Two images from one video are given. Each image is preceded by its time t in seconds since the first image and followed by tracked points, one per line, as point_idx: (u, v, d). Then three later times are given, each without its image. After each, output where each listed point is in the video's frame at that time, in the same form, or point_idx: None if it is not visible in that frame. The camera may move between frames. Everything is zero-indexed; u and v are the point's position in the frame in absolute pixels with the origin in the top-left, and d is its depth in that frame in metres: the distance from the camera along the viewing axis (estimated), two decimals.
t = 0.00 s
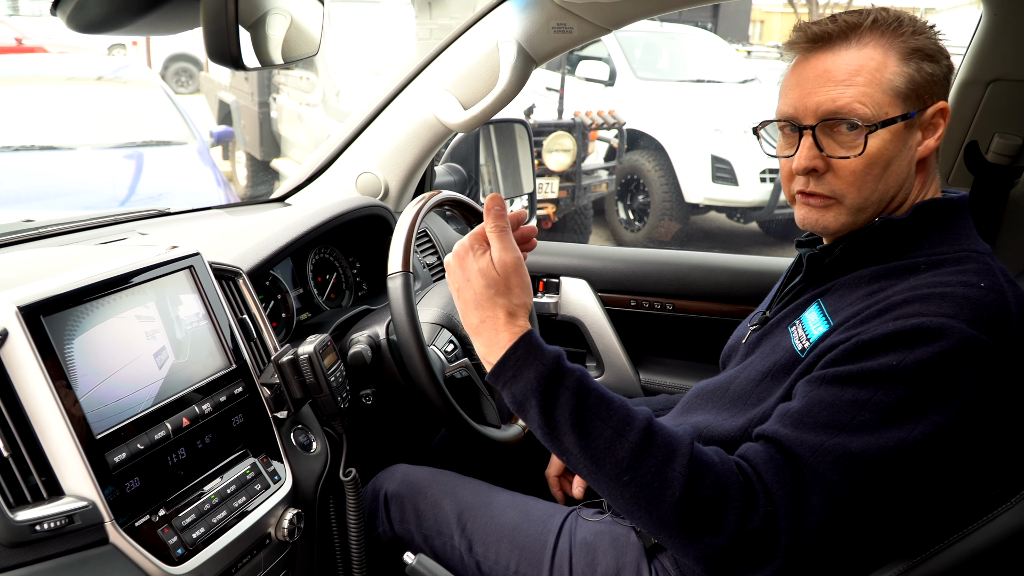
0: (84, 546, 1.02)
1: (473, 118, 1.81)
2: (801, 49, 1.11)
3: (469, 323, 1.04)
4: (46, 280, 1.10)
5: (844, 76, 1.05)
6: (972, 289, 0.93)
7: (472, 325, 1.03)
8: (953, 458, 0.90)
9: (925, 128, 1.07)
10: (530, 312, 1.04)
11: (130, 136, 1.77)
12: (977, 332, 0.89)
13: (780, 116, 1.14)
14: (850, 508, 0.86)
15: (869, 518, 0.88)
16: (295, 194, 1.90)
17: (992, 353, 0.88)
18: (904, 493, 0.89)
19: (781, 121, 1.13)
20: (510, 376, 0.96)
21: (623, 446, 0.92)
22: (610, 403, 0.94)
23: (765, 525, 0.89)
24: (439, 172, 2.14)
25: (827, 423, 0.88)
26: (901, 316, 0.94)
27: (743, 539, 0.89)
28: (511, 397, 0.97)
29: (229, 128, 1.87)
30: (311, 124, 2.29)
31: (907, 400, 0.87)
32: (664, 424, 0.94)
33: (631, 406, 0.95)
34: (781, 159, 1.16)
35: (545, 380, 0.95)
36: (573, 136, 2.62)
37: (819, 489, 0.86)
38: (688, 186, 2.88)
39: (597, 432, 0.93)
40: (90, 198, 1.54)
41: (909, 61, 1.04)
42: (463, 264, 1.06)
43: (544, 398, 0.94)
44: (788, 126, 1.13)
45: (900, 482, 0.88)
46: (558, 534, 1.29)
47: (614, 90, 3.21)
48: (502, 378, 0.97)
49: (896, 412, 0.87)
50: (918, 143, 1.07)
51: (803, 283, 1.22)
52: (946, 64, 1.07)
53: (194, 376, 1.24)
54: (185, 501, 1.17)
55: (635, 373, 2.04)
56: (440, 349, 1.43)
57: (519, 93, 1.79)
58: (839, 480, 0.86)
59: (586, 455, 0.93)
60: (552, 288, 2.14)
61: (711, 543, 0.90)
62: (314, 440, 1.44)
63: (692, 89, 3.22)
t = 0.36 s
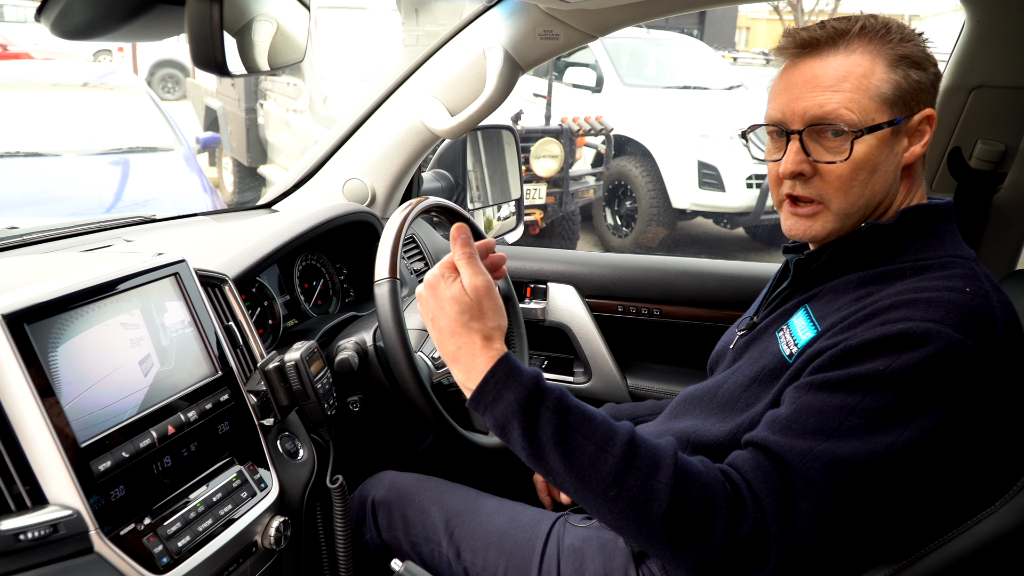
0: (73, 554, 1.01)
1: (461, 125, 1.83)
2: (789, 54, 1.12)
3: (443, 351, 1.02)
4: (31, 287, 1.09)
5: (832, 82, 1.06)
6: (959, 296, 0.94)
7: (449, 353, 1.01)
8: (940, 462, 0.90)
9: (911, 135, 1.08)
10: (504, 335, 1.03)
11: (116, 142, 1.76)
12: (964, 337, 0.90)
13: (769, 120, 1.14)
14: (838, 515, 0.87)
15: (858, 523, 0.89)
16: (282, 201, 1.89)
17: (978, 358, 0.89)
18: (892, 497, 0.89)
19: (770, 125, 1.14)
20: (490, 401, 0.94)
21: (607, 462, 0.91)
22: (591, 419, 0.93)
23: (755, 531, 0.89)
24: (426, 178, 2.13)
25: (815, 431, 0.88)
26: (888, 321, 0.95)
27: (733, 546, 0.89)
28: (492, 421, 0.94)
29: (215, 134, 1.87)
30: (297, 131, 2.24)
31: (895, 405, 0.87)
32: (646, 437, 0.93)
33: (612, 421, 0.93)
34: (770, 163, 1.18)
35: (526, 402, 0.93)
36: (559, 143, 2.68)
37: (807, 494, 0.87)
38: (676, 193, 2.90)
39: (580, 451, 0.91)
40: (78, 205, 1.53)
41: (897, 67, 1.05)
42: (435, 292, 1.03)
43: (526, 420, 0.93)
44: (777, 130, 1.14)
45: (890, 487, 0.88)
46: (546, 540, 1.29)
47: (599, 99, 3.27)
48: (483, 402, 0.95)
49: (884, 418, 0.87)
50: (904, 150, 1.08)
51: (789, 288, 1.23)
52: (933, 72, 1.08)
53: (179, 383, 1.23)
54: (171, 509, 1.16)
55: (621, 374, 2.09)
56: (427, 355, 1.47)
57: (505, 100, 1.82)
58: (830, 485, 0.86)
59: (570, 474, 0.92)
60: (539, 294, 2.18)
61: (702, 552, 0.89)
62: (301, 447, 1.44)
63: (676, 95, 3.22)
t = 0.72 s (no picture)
0: (64, 560, 1.01)
1: (449, 129, 1.84)
2: (781, 56, 1.13)
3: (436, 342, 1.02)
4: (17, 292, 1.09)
5: (824, 84, 1.06)
6: (947, 297, 0.95)
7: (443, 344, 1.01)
8: (931, 463, 0.90)
9: (901, 138, 1.09)
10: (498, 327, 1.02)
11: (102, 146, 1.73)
12: (954, 338, 0.90)
13: (761, 122, 1.15)
14: (827, 513, 0.87)
15: (849, 524, 0.89)
16: (269, 205, 1.89)
17: (966, 360, 0.90)
18: (884, 500, 0.89)
19: (762, 127, 1.14)
20: (483, 393, 0.94)
21: (599, 456, 0.91)
22: (583, 414, 0.93)
23: (745, 527, 0.89)
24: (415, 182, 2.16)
25: (806, 431, 0.89)
26: (877, 321, 0.95)
27: (722, 541, 0.90)
28: (485, 412, 0.95)
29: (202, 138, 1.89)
30: (285, 135, 2.25)
31: (885, 405, 0.88)
32: (637, 432, 0.93)
33: (604, 416, 0.94)
34: (760, 165, 1.18)
35: (518, 395, 0.93)
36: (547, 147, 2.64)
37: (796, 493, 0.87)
38: (663, 197, 2.93)
39: (572, 443, 0.92)
40: (65, 209, 1.55)
41: (888, 70, 1.06)
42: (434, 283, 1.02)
43: (518, 413, 0.93)
44: (769, 132, 1.14)
45: (880, 489, 0.88)
46: (536, 543, 1.30)
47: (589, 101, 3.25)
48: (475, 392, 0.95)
49: (874, 417, 0.87)
50: (894, 152, 1.09)
51: (778, 291, 1.24)
52: (923, 75, 1.09)
53: (167, 389, 1.23)
54: (159, 515, 1.15)
55: (609, 378, 2.09)
56: (415, 359, 1.43)
57: (493, 105, 1.82)
58: (821, 483, 0.86)
59: (562, 467, 0.92)
60: (528, 298, 2.18)
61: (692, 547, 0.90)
62: (290, 452, 1.44)
63: (665, 98, 3.28)
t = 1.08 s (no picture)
0: (58, 561, 1.00)
1: (443, 130, 1.85)
2: (789, 54, 1.13)
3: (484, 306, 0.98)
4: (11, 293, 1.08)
5: (832, 83, 1.06)
6: (951, 299, 0.96)
7: (495, 309, 0.97)
8: (936, 467, 0.90)
9: (908, 139, 1.09)
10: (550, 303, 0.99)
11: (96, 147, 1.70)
12: (960, 342, 0.91)
13: (767, 121, 1.15)
14: (842, 524, 0.87)
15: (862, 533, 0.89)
16: (263, 206, 1.89)
17: (971, 360, 0.90)
18: (892, 506, 0.89)
19: (769, 126, 1.14)
20: (527, 364, 0.92)
21: (631, 447, 0.90)
22: (620, 404, 0.93)
23: (761, 539, 0.89)
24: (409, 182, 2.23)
25: (814, 440, 0.89)
26: (882, 325, 0.95)
27: (739, 549, 0.89)
28: (522, 386, 0.94)
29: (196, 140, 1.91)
30: (279, 135, 2.31)
31: (892, 411, 0.88)
32: (668, 430, 0.93)
33: (639, 408, 0.93)
34: (765, 163, 1.18)
35: (560, 375, 0.92)
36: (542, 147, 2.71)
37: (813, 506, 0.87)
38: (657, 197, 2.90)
39: (605, 429, 0.91)
40: (60, 209, 1.58)
41: (896, 71, 1.06)
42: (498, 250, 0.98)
43: (555, 395, 0.92)
44: (776, 131, 1.14)
45: (888, 496, 0.88)
46: (531, 543, 1.30)
47: (584, 101, 3.27)
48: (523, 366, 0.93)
49: (882, 424, 0.88)
50: (901, 153, 1.09)
51: (779, 290, 1.23)
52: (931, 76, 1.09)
53: (161, 390, 1.23)
54: (152, 517, 1.15)
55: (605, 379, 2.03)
56: (410, 359, 1.43)
57: (487, 104, 1.84)
58: (833, 492, 0.86)
59: (592, 454, 0.91)
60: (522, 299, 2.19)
61: (708, 552, 0.89)
62: (285, 453, 1.44)
63: (658, 98, 3.31)
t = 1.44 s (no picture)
0: (52, 553, 1.00)
1: (440, 121, 1.84)
2: (773, 48, 1.13)
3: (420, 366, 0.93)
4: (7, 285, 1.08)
5: (815, 76, 1.06)
6: (938, 291, 0.96)
7: (439, 352, 0.93)
8: (923, 456, 0.91)
9: (893, 131, 1.09)
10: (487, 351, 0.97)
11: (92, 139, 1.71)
12: (949, 335, 0.91)
13: (751, 114, 1.14)
14: (834, 511, 0.87)
15: (844, 521, 0.89)
16: (260, 198, 1.89)
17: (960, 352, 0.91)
18: (877, 494, 0.89)
19: (752, 119, 1.14)
20: (480, 401, 0.90)
21: (598, 458, 0.90)
22: (577, 423, 0.92)
23: (745, 534, 0.88)
24: (406, 175, 2.13)
25: (799, 431, 0.89)
26: (869, 317, 0.96)
27: (723, 544, 0.88)
28: (481, 421, 0.91)
29: (192, 131, 1.95)
30: (276, 127, 2.26)
31: (879, 401, 0.88)
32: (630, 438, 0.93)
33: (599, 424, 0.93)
34: (750, 157, 1.18)
35: (519, 398, 0.90)
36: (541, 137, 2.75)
37: (791, 485, 0.87)
38: (655, 188, 2.91)
39: (570, 445, 0.90)
40: (54, 202, 1.57)
41: (880, 63, 1.06)
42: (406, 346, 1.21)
43: (518, 416, 0.90)
44: (759, 124, 1.14)
45: (872, 482, 0.88)
46: (527, 534, 1.30)
47: (581, 93, 3.22)
48: (467, 395, 0.91)
49: (868, 414, 0.88)
50: (886, 145, 1.09)
51: (768, 284, 1.23)
52: (915, 67, 1.09)
53: (157, 381, 1.23)
54: (149, 507, 1.15)
55: (599, 367, 2.14)
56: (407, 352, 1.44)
57: (484, 94, 1.83)
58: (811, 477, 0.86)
59: (560, 472, 0.90)
60: (519, 291, 2.20)
61: (692, 546, 0.89)
62: (281, 445, 1.44)
63: (656, 90, 3.29)
